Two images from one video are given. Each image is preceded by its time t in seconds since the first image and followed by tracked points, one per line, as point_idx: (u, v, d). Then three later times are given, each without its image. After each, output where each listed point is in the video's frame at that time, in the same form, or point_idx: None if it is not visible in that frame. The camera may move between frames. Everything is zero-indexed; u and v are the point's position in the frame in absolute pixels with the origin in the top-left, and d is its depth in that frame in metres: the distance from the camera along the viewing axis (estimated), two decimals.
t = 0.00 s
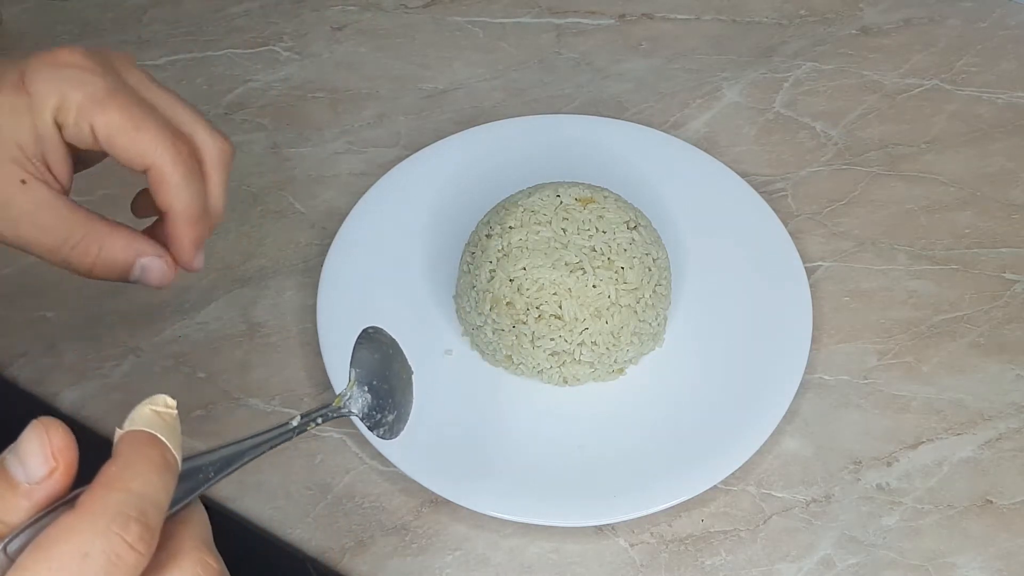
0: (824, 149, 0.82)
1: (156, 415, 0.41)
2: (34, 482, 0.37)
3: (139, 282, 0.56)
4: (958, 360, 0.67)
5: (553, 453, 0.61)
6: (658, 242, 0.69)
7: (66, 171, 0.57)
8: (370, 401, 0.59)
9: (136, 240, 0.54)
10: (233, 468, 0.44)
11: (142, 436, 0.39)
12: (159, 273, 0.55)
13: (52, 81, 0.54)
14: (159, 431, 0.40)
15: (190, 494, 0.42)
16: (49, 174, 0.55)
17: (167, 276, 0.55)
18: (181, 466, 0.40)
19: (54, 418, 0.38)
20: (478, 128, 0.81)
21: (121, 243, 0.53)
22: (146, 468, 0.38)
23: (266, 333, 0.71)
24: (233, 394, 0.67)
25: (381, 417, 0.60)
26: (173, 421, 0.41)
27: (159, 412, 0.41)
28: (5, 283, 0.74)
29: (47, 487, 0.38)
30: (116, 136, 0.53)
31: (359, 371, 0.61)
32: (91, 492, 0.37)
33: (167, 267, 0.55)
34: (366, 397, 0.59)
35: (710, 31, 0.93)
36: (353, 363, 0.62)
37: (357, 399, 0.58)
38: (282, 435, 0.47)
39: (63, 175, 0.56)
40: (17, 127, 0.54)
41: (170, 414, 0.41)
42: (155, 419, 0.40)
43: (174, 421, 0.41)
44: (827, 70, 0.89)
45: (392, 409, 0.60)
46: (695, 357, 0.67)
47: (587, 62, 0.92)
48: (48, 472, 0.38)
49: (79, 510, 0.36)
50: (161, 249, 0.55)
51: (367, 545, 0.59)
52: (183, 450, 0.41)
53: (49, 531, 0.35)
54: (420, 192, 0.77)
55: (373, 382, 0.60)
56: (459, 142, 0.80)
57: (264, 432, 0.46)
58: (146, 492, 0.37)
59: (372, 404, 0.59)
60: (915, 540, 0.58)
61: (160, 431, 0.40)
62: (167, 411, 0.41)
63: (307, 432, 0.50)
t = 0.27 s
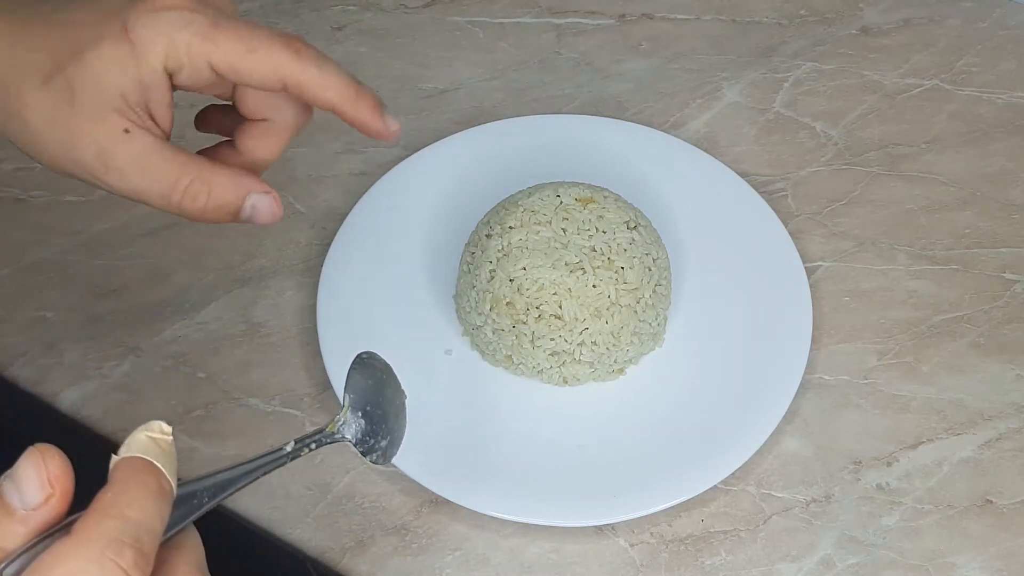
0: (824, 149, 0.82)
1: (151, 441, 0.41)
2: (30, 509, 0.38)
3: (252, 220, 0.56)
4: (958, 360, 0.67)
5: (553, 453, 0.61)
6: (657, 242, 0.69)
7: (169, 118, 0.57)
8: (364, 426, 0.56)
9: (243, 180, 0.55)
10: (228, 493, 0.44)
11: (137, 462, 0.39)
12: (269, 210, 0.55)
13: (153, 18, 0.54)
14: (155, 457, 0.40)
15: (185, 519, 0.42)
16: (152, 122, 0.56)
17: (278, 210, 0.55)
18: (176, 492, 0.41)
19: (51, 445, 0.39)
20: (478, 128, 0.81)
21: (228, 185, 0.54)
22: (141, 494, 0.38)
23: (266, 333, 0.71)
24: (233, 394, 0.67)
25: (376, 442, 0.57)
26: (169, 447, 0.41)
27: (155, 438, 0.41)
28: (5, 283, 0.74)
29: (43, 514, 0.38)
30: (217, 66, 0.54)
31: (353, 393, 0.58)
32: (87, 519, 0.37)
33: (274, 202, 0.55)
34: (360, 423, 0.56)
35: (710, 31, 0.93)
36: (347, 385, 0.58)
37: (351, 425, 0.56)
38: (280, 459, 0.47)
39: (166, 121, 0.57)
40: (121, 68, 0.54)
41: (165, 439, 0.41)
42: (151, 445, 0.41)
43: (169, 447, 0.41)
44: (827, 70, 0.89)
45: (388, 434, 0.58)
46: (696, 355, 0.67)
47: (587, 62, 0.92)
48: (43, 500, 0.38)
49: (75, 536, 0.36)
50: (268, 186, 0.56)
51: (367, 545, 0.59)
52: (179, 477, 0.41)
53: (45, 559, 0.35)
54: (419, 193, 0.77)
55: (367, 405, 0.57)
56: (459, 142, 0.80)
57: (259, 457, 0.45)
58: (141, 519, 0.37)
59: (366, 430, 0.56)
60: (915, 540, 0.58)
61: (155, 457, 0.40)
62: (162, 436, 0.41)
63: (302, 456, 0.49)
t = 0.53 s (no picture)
0: (824, 149, 0.82)
1: (147, 431, 0.40)
2: (24, 497, 0.38)
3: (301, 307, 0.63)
4: (958, 360, 0.67)
5: (553, 453, 0.61)
6: (657, 242, 0.69)
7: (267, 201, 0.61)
8: (363, 418, 0.56)
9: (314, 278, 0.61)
10: (225, 484, 0.44)
11: (133, 452, 0.39)
12: (324, 304, 0.63)
13: (309, 145, 0.59)
14: (150, 447, 0.40)
15: (181, 509, 0.42)
16: (258, 206, 0.59)
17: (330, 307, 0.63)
18: (171, 482, 0.40)
19: (45, 433, 0.38)
20: (478, 128, 0.81)
21: (305, 276, 0.61)
22: (136, 485, 0.38)
23: (266, 333, 0.71)
24: (233, 394, 0.67)
25: (374, 435, 0.57)
26: (164, 437, 0.41)
27: (151, 428, 0.41)
28: (5, 283, 0.74)
29: (36, 502, 0.38)
30: (331, 183, 0.60)
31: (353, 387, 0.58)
32: (81, 508, 0.37)
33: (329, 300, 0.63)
34: (359, 415, 0.56)
35: (710, 31, 0.93)
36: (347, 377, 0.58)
37: (350, 416, 0.56)
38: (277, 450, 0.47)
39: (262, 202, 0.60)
40: (265, 169, 0.58)
41: (161, 429, 0.41)
42: (146, 435, 0.40)
43: (164, 437, 0.41)
44: (827, 70, 0.89)
45: (386, 427, 0.57)
46: (697, 356, 0.67)
47: (587, 62, 0.92)
48: (37, 488, 0.38)
49: (68, 526, 0.36)
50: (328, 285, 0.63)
51: (367, 545, 0.59)
52: (174, 467, 0.41)
53: (38, 547, 0.35)
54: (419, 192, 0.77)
55: (367, 398, 0.57)
56: (459, 142, 0.80)
57: (257, 446, 0.46)
58: (136, 510, 0.37)
59: (365, 421, 0.56)
60: (915, 540, 0.58)
61: (151, 448, 0.40)
62: (158, 426, 0.41)
63: (300, 447, 0.50)
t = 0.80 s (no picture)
0: (824, 149, 0.82)
1: (147, 434, 0.40)
2: (24, 499, 0.38)
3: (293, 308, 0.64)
4: (958, 360, 0.67)
5: (553, 453, 0.61)
6: (657, 242, 0.69)
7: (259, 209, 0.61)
8: (363, 422, 0.55)
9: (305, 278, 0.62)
10: (224, 488, 0.44)
11: (132, 454, 0.39)
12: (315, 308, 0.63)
13: (301, 155, 0.59)
14: (150, 450, 0.40)
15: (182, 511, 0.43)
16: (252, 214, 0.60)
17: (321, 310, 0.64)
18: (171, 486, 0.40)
19: (46, 436, 0.38)
20: (478, 128, 0.81)
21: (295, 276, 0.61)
22: (135, 487, 0.38)
23: (266, 333, 0.71)
24: (233, 395, 0.67)
25: (375, 440, 0.55)
26: (165, 440, 0.41)
27: (152, 431, 0.41)
28: (5, 283, 0.74)
29: (36, 505, 0.38)
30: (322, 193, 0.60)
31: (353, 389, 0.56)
32: (80, 510, 0.37)
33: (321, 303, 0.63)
34: (360, 420, 0.55)
35: (710, 31, 0.93)
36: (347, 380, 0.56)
37: (350, 422, 0.55)
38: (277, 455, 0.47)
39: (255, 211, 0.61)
40: (257, 181, 0.58)
41: (161, 432, 0.41)
42: (146, 437, 0.40)
43: (165, 440, 0.41)
44: (827, 70, 0.89)
45: (387, 432, 0.56)
46: (697, 356, 0.67)
47: (587, 62, 0.92)
48: (37, 491, 0.38)
49: (67, 527, 0.36)
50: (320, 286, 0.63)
51: (367, 544, 0.59)
52: (174, 471, 0.41)
53: (37, 548, 0.35)
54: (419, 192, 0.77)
55: (368, 402, 0.56)
56: (459, 142, 0.80)
57: (256, 452, 0.46)
58: (135, 512, 0.37)
59: (365, 427, 0.55)
60: (915, 540, 0.58)
61: (150, 450, 0.40)
62: (159, 429, 0.41)
63: (300, 452, 0.49)
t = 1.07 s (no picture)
0: (824, 149, 0.82)
1: (135, 451, 0.41)
2: (9, 518, 0.38)
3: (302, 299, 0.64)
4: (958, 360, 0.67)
5: (553, 452, 0.61)
6: (657, 242, 0.69)
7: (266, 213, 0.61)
8: (355, 437, 0.54)
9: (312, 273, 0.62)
10: (213, 505, 0.44)
11: (119, 472, 0.39)
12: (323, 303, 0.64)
13: (304, 160, 0.58)
14: (137, 467, 0.40)
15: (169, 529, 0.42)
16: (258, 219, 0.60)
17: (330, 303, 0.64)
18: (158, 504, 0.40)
19: (32, 454, 0.39)
20: (478, 128, 0.81)
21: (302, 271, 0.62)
22: (121, 504, 0.38)
23: (266, 333, 0.71)
24: (233, 394, 0.67)
25: (366, 455, 0.55)
26: (153, 457, 0.41)
27: (139, 448, 0.41)
28: (5, 283, 0.74)
29: (22, 524, 0.38)
30: (326, 199, 0.59)
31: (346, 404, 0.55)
32: (65, 528, 0.36)
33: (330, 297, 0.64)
34: (352, 434, 0.54)
35: (710, 31, 0.93)
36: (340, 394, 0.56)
37: (342, 436, 0.54)
38: (269, 470, 0.46)
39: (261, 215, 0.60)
40: (262, 188, 0.57)
41: (149, 449, 0.41)
42: (134, 454, 0.40)
43: (153, 458, 0.41)
44: (826, 70, 0.89)
45: (379, 447, 0.55)
46: (697, 356, 0.67)
47: (587, 62, 0.92)
48: (22, 509, 0.38)
49: (52, 545, 0.36)
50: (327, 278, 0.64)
51: (367, 544, 0.59)
52: (161, 488, 0.41)
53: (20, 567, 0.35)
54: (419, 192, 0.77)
55: (360, 417, 0.55)
56: (459, 142, 0.80)
57: (247, 469, 0.45)
58: (120, 530, 0.37)
59: (357, 442, 0.54)
60: (915, 540, 0.58)
61: (138, 468, 0.40)
62: (146, 446, 0.41)
63: (292, 467, 0.48)
